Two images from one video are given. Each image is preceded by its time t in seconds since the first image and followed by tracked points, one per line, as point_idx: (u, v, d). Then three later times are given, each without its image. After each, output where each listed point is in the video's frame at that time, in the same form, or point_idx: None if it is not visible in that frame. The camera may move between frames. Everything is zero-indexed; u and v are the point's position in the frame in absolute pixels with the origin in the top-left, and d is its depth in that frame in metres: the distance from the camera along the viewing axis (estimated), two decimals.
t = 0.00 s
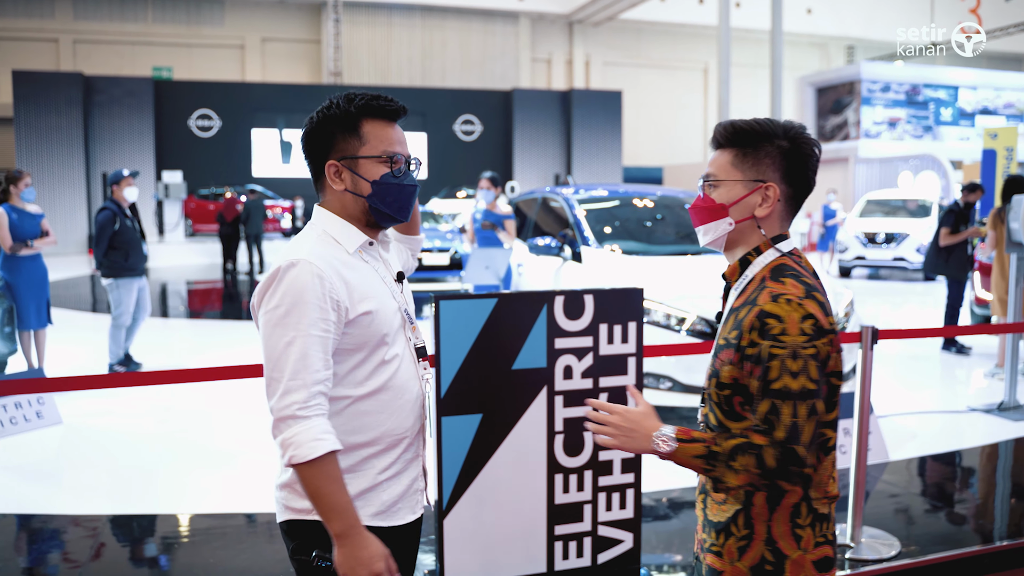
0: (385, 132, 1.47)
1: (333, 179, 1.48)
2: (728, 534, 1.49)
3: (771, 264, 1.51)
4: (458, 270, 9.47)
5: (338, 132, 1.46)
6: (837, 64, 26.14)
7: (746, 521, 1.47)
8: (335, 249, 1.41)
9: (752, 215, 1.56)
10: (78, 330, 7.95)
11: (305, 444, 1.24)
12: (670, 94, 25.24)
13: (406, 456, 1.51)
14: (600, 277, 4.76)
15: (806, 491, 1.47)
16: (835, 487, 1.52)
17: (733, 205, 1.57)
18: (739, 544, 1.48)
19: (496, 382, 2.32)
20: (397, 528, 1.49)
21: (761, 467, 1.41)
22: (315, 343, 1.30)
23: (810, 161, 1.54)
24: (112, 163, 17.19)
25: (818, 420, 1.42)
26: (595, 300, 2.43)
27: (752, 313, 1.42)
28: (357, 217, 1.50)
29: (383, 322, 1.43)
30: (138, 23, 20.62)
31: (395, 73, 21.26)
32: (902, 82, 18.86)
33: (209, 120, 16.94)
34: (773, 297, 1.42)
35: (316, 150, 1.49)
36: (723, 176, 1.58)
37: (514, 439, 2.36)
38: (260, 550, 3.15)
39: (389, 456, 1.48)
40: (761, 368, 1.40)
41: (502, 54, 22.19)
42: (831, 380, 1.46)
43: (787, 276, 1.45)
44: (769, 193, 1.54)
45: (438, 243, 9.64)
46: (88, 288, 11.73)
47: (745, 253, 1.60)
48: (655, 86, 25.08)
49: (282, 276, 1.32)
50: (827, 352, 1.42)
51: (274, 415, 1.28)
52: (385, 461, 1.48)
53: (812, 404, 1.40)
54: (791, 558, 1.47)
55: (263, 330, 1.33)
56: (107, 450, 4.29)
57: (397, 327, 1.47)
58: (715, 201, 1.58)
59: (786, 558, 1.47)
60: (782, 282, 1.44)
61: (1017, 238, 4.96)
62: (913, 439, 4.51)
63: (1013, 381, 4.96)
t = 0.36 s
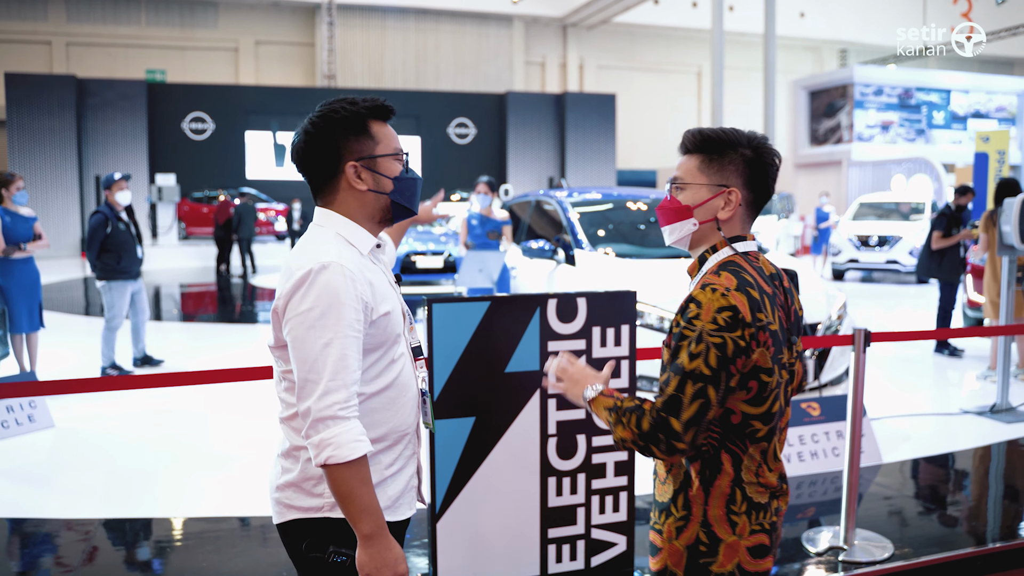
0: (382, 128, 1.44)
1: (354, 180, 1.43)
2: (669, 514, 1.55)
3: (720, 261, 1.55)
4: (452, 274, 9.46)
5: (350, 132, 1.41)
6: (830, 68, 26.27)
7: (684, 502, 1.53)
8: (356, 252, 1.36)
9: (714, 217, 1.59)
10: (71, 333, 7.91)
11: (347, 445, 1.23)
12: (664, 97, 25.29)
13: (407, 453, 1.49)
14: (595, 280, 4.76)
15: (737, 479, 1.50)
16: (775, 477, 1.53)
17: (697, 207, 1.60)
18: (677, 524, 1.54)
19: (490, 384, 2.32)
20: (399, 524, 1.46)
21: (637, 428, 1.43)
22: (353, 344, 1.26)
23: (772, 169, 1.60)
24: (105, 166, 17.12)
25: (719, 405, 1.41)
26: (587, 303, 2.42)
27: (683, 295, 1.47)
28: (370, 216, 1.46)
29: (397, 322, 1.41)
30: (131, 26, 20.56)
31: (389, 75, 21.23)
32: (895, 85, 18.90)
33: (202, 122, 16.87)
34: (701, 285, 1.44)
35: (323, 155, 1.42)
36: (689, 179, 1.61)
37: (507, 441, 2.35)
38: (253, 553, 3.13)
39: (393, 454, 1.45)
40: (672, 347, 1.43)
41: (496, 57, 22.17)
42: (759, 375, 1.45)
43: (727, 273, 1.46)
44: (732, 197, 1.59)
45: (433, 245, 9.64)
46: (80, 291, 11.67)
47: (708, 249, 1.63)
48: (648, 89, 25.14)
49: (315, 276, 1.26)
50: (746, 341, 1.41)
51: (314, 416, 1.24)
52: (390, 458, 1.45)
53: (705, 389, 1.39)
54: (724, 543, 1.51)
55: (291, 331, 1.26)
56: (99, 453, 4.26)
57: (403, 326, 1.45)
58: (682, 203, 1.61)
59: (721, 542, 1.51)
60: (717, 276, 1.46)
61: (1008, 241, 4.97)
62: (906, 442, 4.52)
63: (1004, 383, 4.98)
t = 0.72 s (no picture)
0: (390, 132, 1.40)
1: (377, 183, 1.40)
2: (642, 490, 1.50)
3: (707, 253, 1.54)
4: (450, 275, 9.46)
5: (373, 140, 1.37)
6: (826, 69, 26.34)
7: (659, 481, 1.48)
8: (359, 249, 1.34)
9: (694, 215, 1.59)
10: (68, 335, 7.90)
11: (361, 443, 1.22)
12: (660, 99, 25.34)
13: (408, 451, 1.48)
14: (593, 281, 4.76)
15: (713, 464, 1.45)
16: (751, 466, 1.49)
17: (677, 206, 1.60)
18: (649, 501, 1.49)
19: (489, 386, 2.32)
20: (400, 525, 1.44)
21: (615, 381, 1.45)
22: (365, 343, 1.25)
23: (749, 172, 1.59)
24: (101, 167, 17.11)
25: (690, 385, 1.40)
26: (586, 305, 2.42)
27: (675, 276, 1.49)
28: (379, 219, 1.43)
29: (401, 321, 1.40)
30: (128, 27, 20.53)
31: (386, 77, 21.24)
32: (891, 87, 18.93)
33: (199, 124, 16.86)
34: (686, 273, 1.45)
35: (341, 164, 1.37)
36: (670, 178, 1.61)
37: (506, 441, 2.35)
38: (250, 556, 3.12)
39: (394, 454, 1.43)
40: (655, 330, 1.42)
41: (493, 59, 22.20)
42: (739, 359, 1.43)
43: (716, 262, 1.47)
44: (709, 196, 1.58)
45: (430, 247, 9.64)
46: (77, 292, 11.67)
47: (691, 243, 1.62)
48: (645, 90, 25.18)
49: (330, 276, 1.25)
50: (728, 325, 1.40)
51: (328, 414, 1.22)
52: (391, 458, 1.42)
53: (678, 366, 1.39)
54: (691, 525, 1.46)
55: (304, 331, 1.25)
56: (96, 455, 4.25)
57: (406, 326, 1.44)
58: (663, 202, 1.61)
59: (687, 524, 1.46)
60: (704, 264, 1.46)
61: (1005, 243, 4.99)
62: (904, 443, 4.52)
63: (1001, 384, 4.99)
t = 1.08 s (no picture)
0: (351, 130, 1.47)
1: (294, 185, 1.45)
2: (614, 499, 1.50)
3: (659, 258, 1.48)
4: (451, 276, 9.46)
5: (296, 137, 1.44)
6: (827, 70, 26.35)
7: (626, 489, 1.48)
8: (315, 256, 1.40)
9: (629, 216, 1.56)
10: (69, 335, 7.91)
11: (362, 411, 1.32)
12: (661, 100, 25.36)
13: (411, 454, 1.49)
14: (594, 282, 4.76)
15: (676, 469, 1.44)
16: (719, 470, 1.46)
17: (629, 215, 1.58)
18: (620, 511, 1.49)
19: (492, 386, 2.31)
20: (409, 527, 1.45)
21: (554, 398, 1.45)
22: (317, 342, 1.31)
23: (688, 165, 1.46)
24: (103, 168, 17.12)
25: (615, 391, 1.41)
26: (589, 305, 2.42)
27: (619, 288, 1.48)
28: (318, 220, 1.47)
29: (372, 315, 1.43)
30: (129, 28, 20.53)
31: (386, 78, 21.24)
32: (892, 88, 18.94)
33: (200, 125, 16.89)
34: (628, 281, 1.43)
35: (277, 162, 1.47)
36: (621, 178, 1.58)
37: (508, 441, 2.35)
38: (252, 557, 3.12)
39: (396, 455, 1.44)
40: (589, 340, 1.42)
41: (494, 60, 22.22)
42: (684, 367, 1.41)
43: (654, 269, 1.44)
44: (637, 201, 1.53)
45: (431, 248, 9.64)
46: (78, 293, 11.68)
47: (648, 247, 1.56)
48: (645, 92, 25.20)
49: (276, 287, 1.34)
50: (656, 335, 1.38)
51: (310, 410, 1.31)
52: (394, 460, 1.44)
53: (601, 372, 1.39)
54: (662, 532, 1.45)
55: (267, 338, 1.34)
56: (98, 455, 4.26)
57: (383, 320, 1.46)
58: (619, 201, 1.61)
59: (658, 531, 1.45)
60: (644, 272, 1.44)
61: (1007, 243, 4.99)
62: (906, 444, 4.52)
63: (1003, 385, 4.98)
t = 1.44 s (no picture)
0: (319, 126, 1.51)
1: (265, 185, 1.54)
2: (585, 502, 1.53)
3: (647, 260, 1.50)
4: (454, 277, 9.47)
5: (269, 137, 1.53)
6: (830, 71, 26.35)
7: (593, 490, 1.50)
8: (272, 256, 1.44)
9: (650, 224, 1.53)
10: (73, 336, 7.92)
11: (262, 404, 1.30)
12: (664, 101, 25.36)
13: (374, 469, 1.48)
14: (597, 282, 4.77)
15: (643, 471, 1.44)
16: (687, 477, 1.46)
17: (633, 215, 1.53)
18: (589, 512, 1.50)
19: (496, 387, 2.32)
20: (364, 547, 1.45)
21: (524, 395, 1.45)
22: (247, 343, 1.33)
23: (701, 166, 1.53)
24: (107, 169, 17.15)
25: (581, 383, 1.39)
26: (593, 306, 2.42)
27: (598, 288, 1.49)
28: (292, 222, 1.52)
29: (322, 323, 1.42)
30: (132, 30, 20.57)
31: (389, 80, 21.26)
32: (895, 89, 18.93)
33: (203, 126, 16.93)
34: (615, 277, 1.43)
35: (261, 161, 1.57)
36: (623, 186, 1.53)
37: (512, 443, 2.35)
38: (255, 557, 3.13)
39: (350, 469, 1.45)
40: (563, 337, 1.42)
41: (497, 62, 22.22)
42: (654, 373, 1.41)
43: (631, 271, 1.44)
44: (669, 203, 1.51)
45: (434, 249, 9.64)
46: (81, 294, 11.72)
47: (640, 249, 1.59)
48: (648, 93, 25.21)
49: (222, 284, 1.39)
50: (628, 339, 1.38)
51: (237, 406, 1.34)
52: (347, 473, 1.45)
53: (571, 364, 1.38)
54: (628, 535, 1.45)
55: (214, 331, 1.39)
56: (101, 455, 4.27)
57: (345, 330, 1.45)
58: (616, 211, 1.54)
59: (624, 534, 1.45)
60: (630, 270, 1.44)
61: (1012, 244, 4.97)
62: (909, 446, 4.51)
63: (1007, 387, 4.98)
